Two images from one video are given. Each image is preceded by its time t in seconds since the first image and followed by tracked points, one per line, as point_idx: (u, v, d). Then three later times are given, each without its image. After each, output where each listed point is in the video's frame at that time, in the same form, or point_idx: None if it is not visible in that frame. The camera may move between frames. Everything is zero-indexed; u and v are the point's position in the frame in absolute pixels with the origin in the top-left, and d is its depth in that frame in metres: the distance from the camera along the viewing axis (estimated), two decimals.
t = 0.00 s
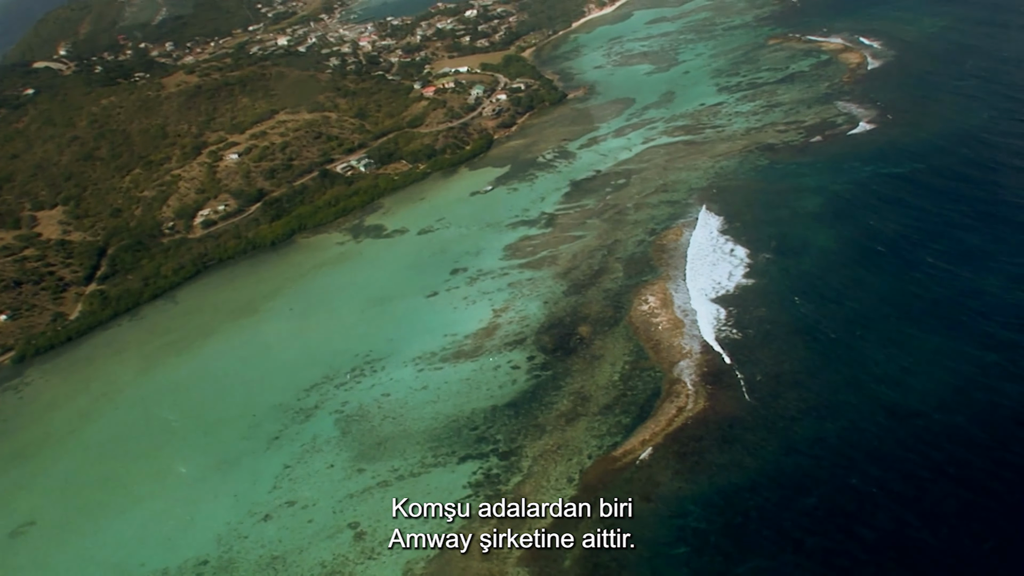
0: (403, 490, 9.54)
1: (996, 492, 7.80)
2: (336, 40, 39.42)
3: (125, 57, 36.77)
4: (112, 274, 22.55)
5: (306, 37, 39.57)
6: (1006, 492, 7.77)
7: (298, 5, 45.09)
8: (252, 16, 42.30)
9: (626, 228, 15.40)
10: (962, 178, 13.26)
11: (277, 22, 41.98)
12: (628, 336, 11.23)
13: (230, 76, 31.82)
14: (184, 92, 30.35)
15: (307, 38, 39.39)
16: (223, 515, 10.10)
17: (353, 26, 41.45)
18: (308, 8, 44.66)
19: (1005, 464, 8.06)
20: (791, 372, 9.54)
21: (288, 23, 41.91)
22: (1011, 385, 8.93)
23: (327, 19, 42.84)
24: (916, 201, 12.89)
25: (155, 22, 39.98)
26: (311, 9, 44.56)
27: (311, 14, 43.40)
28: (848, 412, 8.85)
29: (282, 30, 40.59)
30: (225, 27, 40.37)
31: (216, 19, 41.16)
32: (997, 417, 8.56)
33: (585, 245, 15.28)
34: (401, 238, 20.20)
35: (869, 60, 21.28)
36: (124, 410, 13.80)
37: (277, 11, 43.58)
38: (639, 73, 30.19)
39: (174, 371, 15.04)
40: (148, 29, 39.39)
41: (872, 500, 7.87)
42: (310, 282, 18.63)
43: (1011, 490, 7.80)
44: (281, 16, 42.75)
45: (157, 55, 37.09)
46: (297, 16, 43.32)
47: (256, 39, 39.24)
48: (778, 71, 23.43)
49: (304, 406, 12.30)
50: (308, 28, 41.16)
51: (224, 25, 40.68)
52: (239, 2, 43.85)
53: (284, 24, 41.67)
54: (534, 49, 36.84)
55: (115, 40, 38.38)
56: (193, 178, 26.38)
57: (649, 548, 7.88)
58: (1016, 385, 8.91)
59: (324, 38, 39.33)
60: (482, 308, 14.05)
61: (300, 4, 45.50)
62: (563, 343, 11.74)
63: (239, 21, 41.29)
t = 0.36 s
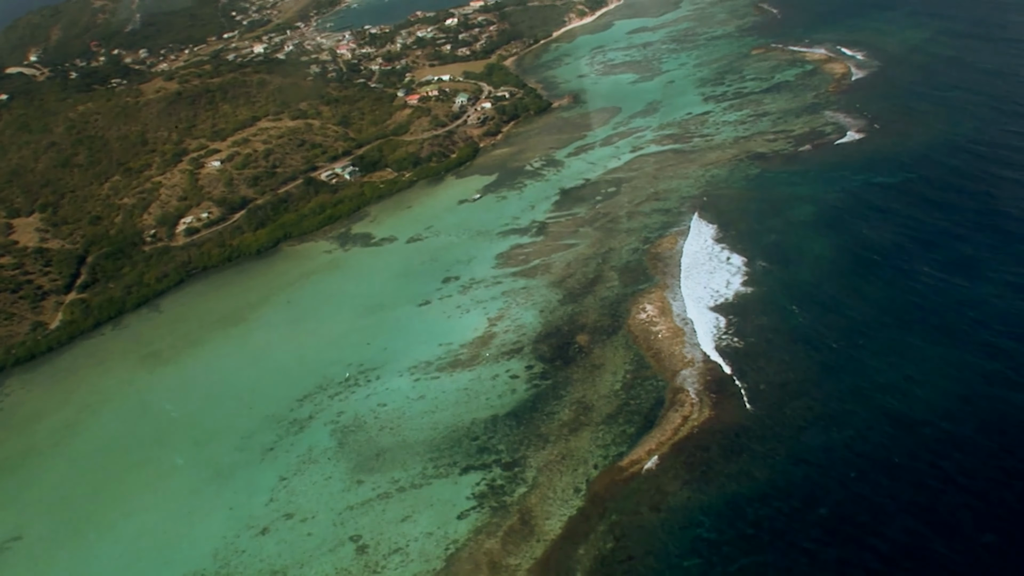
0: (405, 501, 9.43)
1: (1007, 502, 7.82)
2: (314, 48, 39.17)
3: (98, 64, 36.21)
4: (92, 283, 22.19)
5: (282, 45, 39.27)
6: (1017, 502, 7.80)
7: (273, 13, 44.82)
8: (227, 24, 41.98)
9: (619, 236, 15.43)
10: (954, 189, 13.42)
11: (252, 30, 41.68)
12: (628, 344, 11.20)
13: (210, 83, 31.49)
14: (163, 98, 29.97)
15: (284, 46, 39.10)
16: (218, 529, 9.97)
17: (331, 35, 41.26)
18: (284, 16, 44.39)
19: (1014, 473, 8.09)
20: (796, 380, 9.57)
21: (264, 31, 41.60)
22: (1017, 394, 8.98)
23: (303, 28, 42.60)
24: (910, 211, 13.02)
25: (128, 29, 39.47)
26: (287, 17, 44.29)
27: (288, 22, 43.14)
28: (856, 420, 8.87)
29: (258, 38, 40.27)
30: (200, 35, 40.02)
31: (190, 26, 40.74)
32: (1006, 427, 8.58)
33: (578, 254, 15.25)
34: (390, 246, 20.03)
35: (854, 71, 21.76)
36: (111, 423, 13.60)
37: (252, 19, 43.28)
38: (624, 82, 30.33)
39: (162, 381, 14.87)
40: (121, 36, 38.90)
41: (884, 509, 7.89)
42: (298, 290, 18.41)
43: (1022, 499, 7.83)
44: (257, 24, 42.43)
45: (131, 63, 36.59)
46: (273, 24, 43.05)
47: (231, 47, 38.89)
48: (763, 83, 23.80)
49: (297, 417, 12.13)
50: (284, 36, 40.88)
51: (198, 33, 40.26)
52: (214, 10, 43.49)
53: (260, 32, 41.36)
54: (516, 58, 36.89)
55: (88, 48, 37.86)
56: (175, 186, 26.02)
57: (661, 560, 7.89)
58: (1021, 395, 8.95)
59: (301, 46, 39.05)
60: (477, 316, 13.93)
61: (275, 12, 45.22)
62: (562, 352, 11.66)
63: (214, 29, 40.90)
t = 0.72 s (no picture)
0: (415, 527, 9.31)
1: None
2: (297, 69, 39.12)
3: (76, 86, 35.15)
4: (81, 305, 21.95)
5: (266, 67, 39.25)
6: None
7: (255, 36, 44.91)
8: (209, 47, 42.00)
9: (620, 257, 15.60)
10: (952, 211, 13.59)
11: (234, 53, 41.72)
12: (635, 366, 11.18)
13: (198, 104, 31.39)
14: (150, 119, 29.81)
15: (267, 68, 39.03)
16: (222, 558, 9.84)
17: (314, 58, 41.41)
18: (267, 39, 44.47)
19: None
20: (808, 400, 9.59)
21: (246, 53, 41.65)
22: None
23: (286, 50, 42.70)
24: (910, 235, 13.16)
25: (109, 50, 38.61)
26: (269, 39, 44.37)
27: (270, 44, 43.21)
28: (871, 441, 8.87)
29: (241, 61, 40.30)
30: (181, 58, 40.02)
31: (171, 49, 40.67)
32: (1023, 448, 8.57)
33: (579, 276, 15.29)
34: (386, 268, 19.93)
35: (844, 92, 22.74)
36: (107, 447, 13.43)
37: (233, 42, 43.32)
38: (615, 104, 30.60)
39: (157, 406, 14.68)
40: (102, 57, 37.91)
41: (905, 531, 7.86)
42: (294, 313, 18.23)
43: None
44: (239, 47, 42.49)
45: (113, 85, 36.33)
46: (255, 46, 43.11)
47: (214, 69, 38.86)
48: (755, 105, 25.34)
49: (299, 442, 11.96)
50: (267, 58, 40.93)
51: (180, 56, 40.19)
52: (195, 32, 43.38)
53: (242, 55, 41.41)
54: (504, 80, 37.16)
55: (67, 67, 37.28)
56: (164, 207, 25.82)
57: None
58: None
59: (285, 68, 38.94)
60: (479, 339, 13.85)
61: (257, 35, 45.32)
62: (568, 374, 11.58)
63: (195, 51, 40.86)
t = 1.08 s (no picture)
0: (424, 548, 9.22)
1: None
2: (277, 87, 39.00)
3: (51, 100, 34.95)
4: (66, 324, 21.67)
5: (245, 84, 39.08)
6: None
7: (233, 53, 44.70)
8: (187, 63, 41.75)
9: (617, 273, 15.75)
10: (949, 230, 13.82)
11: (213, 69, 41.50)
12: (640, 384, 11.16)
13: (182, 121, 31.21)
14: (133, 136, 29.57)
15: (247, 85, 38.87)
16: None
17: (294, 75, 41.37)
18: (245, 56, 44.29)
19: None
20: (817, 417, 9.63)
21: (225, 70, 41.45)
22: None
23: (266, 67, 42.61)
24: (907, 258, 13.36)
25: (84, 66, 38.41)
26: (248, 56, 44.18)
27: (249, 61, 43.06)
28: (883, 458, 8.90)
29: (219, 78, 40.11)
30: (158, 74, 39.80)
31: (149, 66, 40.39)
32: None
33: (577, 293, 15.35)
34: (379, 286, 19.80)
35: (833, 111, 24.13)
36: (98, 470, 13.23)
37: (211, 59, 43.11)
38: (603, 121, 30.78)
39: (149, 426, 14.48)
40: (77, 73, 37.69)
41: (921, 551, 7.89)
42: (285, 331, 18.03)
43: None
44: (217, 64, 42.29)
45: (90, 100, 35.92)
46: (233, 63, 42.93)
47: (193, 86, 38.62)
48: (745, 122, 26.28)
49: (298, 462, 11.80)
50: (246, 76, 40.77)
51: (157, 73, 39.93)
52: (172, 48, 43.10)
53: (221, 72, 41.25)
54: (488, 98, 37.31)
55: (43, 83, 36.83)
56: (149, 225, 25.54)
57: None
58: None
59: (264, 85, 38.78)
60: (478, 357, 13.76)
61: (236, 52, 45.11)
62: (572, 392, 11.50)
63: (172, 68, 40.61)
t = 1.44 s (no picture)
0: (432, 563, 9.22)
1: None
2: (261, 97, 38.79)
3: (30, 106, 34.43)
4: (51, 333, 21.37)
5: (227, 93, 38.86)
6: None
7: (214, 62, 44.41)
8: (167, 72, 41.41)
9: (615, 286, 15.82)
10: (948, 248, 14.02)
11: (193, 78, 41.21)
12: (644, 397, 11.15)
13: (168, 128, 30.96)
14: (118, 142, 29.26)
15: (229, 95, 38.61)
16: None
17: (278, 84, 41.19)
18: (226, 65, 44.02)
19: None
20: (825, 431, 9.68)
21: (206, 79, 41.18)
22: None
23: (247, 76, 42.41)
24: (903, 274, 13.50)
25: (63, 73, 37.92)
26: (228, 65, 43.91)
27: (230, 71, 42.81)
28: (893, 473, 8.97)
29: (201, 86, 39.83)
30: (138, 82, 39.42)
31: (129, 73, 40.01)
32: None
33: (575, 305, 15.37)
34: (373, 296, 19.66)
35: (825, 126, 25.04)
36: (90, 482, 13.04)
37: (191, 67, 42.80)
38: (593, 134, 30.92)
39: (141, 438, 14.29)
40: (55, 80, 37.06)
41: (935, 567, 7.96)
42: (278, 341, 17.84)
43: None
44: (197, 72, 41.99)
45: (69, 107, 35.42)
46: (214, 72, 42.66)
47: (174, 95, 38.30)
48: (737, 134, 27.06)
49: (297, 474, 11.64)
50: (228, 85, 40.53)
51: (137, 80, 39.57)
52: (152, 56, 42.67)
53: (201, 80, 40.98)
54: (476, 109, 37.36)
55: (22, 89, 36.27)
56: (136, 232, 25.25)
57: None
58: None
59: (248, 95, 38.55)
60: (478, 369, 13.67)
61: (216, 61, 44.83)
62: (575, 405, 11.45)
63: (152, 77, 40.24)
